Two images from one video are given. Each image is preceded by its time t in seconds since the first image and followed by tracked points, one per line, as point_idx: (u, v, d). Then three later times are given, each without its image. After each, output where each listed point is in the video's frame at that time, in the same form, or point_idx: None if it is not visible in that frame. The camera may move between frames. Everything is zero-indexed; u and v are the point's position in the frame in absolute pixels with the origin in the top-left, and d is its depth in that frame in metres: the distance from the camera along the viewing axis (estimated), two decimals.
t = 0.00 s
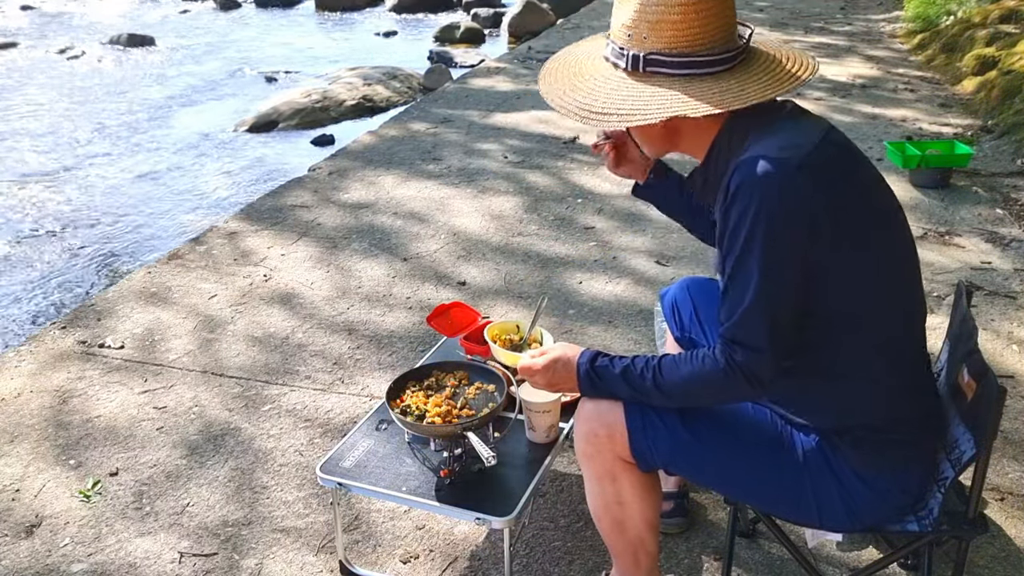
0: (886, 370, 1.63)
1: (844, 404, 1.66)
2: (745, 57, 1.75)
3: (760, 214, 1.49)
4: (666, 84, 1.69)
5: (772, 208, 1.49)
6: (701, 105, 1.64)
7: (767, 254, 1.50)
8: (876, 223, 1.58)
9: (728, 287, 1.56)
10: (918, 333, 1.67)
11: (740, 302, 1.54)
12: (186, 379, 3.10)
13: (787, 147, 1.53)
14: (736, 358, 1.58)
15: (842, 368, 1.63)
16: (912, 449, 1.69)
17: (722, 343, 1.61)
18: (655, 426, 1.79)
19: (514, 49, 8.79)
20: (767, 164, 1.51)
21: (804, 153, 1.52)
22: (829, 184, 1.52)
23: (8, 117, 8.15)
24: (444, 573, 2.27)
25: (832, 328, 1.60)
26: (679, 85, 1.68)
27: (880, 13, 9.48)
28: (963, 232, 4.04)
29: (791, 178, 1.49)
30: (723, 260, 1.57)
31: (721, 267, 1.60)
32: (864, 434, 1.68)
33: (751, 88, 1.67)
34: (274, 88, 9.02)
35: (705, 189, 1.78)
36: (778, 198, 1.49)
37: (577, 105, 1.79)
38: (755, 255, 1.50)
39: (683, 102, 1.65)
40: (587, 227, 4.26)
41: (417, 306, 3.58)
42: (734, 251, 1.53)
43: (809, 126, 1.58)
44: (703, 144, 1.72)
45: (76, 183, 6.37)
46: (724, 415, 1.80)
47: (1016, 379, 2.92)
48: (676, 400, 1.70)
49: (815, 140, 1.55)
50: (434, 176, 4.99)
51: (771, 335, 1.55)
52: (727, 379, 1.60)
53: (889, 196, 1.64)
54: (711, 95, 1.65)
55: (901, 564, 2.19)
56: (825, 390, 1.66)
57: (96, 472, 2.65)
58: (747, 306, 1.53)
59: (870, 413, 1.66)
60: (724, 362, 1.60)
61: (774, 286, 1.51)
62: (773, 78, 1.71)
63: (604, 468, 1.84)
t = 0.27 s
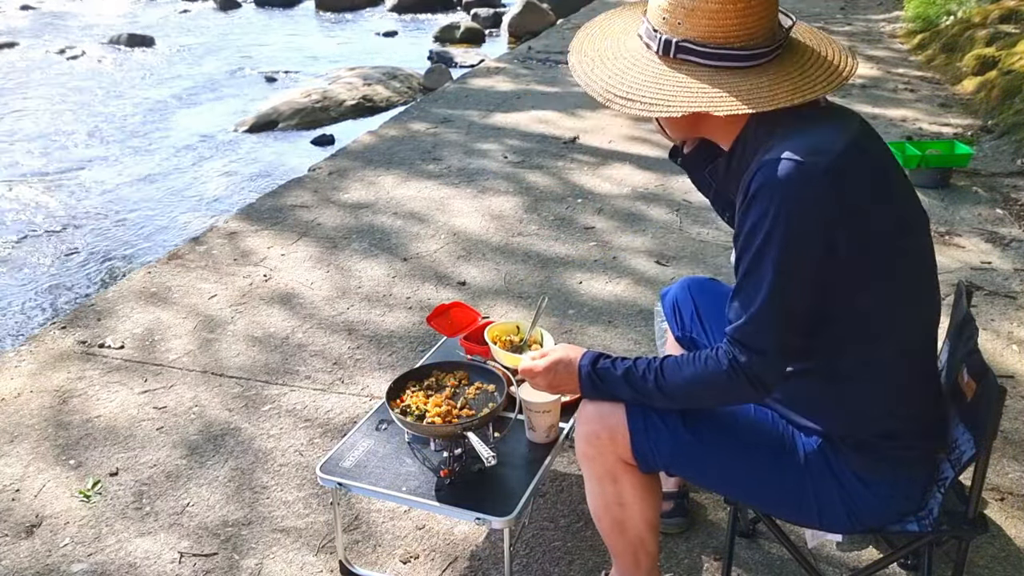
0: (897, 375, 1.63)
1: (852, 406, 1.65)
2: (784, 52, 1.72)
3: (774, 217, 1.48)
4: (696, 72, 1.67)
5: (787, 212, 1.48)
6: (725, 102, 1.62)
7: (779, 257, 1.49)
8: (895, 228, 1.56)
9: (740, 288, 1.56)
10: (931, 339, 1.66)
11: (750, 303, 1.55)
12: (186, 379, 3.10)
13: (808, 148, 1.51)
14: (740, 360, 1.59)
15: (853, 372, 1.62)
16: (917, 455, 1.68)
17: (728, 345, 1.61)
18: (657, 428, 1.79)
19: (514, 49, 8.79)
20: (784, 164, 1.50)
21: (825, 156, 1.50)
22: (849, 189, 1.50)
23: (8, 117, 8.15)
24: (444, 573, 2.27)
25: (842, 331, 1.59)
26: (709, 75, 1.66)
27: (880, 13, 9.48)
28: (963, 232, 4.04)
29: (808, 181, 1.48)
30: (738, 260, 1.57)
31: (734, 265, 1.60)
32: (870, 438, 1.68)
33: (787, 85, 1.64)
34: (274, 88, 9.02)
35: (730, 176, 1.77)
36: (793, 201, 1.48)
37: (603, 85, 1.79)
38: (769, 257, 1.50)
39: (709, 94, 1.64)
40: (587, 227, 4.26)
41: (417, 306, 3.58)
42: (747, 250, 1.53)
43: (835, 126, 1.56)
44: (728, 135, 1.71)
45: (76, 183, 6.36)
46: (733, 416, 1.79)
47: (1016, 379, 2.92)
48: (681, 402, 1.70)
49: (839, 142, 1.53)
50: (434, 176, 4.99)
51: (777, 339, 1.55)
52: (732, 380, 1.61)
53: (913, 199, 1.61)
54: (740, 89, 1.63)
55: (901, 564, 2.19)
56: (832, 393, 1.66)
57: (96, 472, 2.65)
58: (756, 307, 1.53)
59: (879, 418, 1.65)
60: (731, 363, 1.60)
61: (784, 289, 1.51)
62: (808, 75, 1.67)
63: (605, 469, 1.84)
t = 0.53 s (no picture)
0: (903, 379, 1.63)
1: (857, 409, 1.65)
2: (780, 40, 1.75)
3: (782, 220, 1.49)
4: (703, 64, 1.68)
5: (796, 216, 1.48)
6: (738, 83, 1.61)
7: (789, 260, 1.49)
8: (903, 232, 1.55)
9: (747, 291, 1.56)
10: (937, 346, 1.66)
11: (757, 305, 1.55)
12: (186, 380, 3.10)
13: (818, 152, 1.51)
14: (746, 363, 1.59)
15: (859, 376, 1.62)
16: (921, 458, 1.68)
17: (735, 348, 1.61)
18: (660, 431, 1.79)
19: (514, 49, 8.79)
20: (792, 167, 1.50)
21: (833, 160, 1.50)
22: (859, 193, 1.50)
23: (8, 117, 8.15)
24: (444, 573, 2.27)
25: (849, 335, 1.59)
26: (717, 64, 1.67)
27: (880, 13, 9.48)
28: (963, 232, 4.04)
29: (818, 185, 1.48)
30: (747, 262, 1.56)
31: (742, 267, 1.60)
32: (874, 441, 1.68)
33: (798, 65, 1.65)
34: (274, 88, 9.02)
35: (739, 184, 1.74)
36: (802, 205, 1.48)
37: (609, 96, 1.78)
38: (781, 260, 1.50)
39: (720, 79, 1.63)
40: (587, 227, 4.26)
41: (417, 306, 3.58)
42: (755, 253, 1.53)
43: (844, 130, 1.56)
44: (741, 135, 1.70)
45: (76, 183, 6.36)
46: (737, 418, 1.80)
47: (1016, 379, 2.92)
48: (686, 405, 1.70)
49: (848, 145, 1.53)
50: (434, 176, 4.99)
51: (783, 342, 1.55)
52: (738, 382, 1.61)
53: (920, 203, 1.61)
54: (749, 71, 1.64)
55: (900, 565, 2.19)
56: (838, 395, 1.65)
57: (96, 472, 2.65)
58: (764, 309, 1.53)
59: (884, 421, 1.65)
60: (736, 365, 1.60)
61: (791, 292, 1.51)
62: (810, 56, 1.70)
63: (607, 472, 1.83)
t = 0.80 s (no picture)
0: (904, 380, 1.63)
1: (858, 410, 1.65)
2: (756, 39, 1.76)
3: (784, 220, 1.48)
4: (685, 73, 1.68)
5: (797, 216, 1.47)
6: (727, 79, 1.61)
7: (790, 261, 1.49)
8: (903, 233, 1.55)
9: (747, 292, 1.56)
10: (936, 347, 1.66)
11: (758, 306, 1.55)
12: (186, 380, 3.10)
13: (819, 152, 1.50)
14: (746, 364, 1.59)
15: (861, 377, 1.62)
16: (922, 459, 1.68)
17: (735, 349, 1.61)
18: (660, 431, 1.80)
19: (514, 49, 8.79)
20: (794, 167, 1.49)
21: (835, 160, 1.50)
22: (861, 193, 1.50)
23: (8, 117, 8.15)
24: (444, 573, 2.27)
25: (850, 336, 1.59)
26: (699, 69, 1.67)
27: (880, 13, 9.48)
28: (963, 232, 4.04)
29: (821, 185, 1.47)
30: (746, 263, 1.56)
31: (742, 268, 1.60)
32: (875, 442, 1.68)
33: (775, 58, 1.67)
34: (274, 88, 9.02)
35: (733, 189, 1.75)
36: (803, 205, 1.47)
37: (598, 123, 1.78)
38: (779, 261, 1.50)
39: (707, 79, 1.63)
40: (587, 227, 4.26)
41: (417, 306, 3.58)
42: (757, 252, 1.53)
43: (846, 130, 1.55)
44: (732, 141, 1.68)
45: (76, 183, 6.36)
46: (738, 418, 1.79)
47: (1016, 379, 2.92)
48: (686, 406, 1.70)
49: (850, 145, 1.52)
50: (434, 176, 4.99)
51: (783, 344, 1.55)
52: (738, 383, 1.61)
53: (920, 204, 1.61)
54: (734, 67, 1.65)
55: (901, 565, 2.19)
56: (838, 396, 1.65)
57: (96, 472, 2.65)
58: (765, 309, 1.53)
59: (884, 421, 1.65)
60: (737, 366, 1.60)
61: (791, 294, 1.51)
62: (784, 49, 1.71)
63: (606, 472, 1.84)
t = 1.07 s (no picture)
0: (901, 379, 1.63)
1: (854, 408, 1.65)
2: (738, 51, 1.76)
3: (781, 218, 1.48)
4: (667, 86, 1.68)
5: (795, 214, 1.47)
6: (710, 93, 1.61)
7: (788, 259, 1.48)
8: (898, 232, 1.56)
9: (744, 291, 1.56)
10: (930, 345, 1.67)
11: (755, 305, 1.54)
12: (186, 379, 3.10)
13: (814, 150, 1.50)
14: (745, 363, 1.58)
15: (859, 375, 1.62)
16: (919, 457, 1.68)
17: (732, 348, 1.61)
18: (660, 430, 1.79)
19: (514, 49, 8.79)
20: (790, 165, 1.49)
21: (831, 158, 1.50)
22: (857, 191, 1.50)
23: (8, 117, 8.15)
24: (444, 573, 2.27)
25: (847, 334, 1.59)
26: (682, 82, 1.67)
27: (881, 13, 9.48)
28: (963, 232, 4.04)
29: (818, 182, 1.47)
30: (743, 262, 1.56)
31: (739, 268, 1.59)
32: (874, 441, 1.68)
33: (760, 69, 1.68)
34: (274, 88, 9.02)
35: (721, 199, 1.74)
36: (802, 203, 1.47)
37: (581, 139, 1.78)
38: (776, 260, 1.49)
39: (690, 92, 1.63)
40: (586, 227, 4.26)
41: (417, 306, 3.58)
42: (754, 251, 1.52)
43: (838, 130, 1.56)
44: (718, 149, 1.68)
45: (76, 183, 6.36)
46: (735, 418, 1.79)
47: (1016, 379, 2.92)
48: (686, 405, 1.70)
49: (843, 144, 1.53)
50: (434, 176, 5.00)
51: (782, 343, 1.55)
52: (738, 383, 1.61)
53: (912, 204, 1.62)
54: (718, 80, 1.65)
55: (901, 564, 2.19)
56: (835, 395, 1.65)
57: (96, 472, 2.65)
58: (763, 308, 1.53)
59: (884, 420, 1.66)
60: (736, 365, 1.60)
61: (789, 293, 1.50)
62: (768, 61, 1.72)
63: (607, 471, 1.83)
